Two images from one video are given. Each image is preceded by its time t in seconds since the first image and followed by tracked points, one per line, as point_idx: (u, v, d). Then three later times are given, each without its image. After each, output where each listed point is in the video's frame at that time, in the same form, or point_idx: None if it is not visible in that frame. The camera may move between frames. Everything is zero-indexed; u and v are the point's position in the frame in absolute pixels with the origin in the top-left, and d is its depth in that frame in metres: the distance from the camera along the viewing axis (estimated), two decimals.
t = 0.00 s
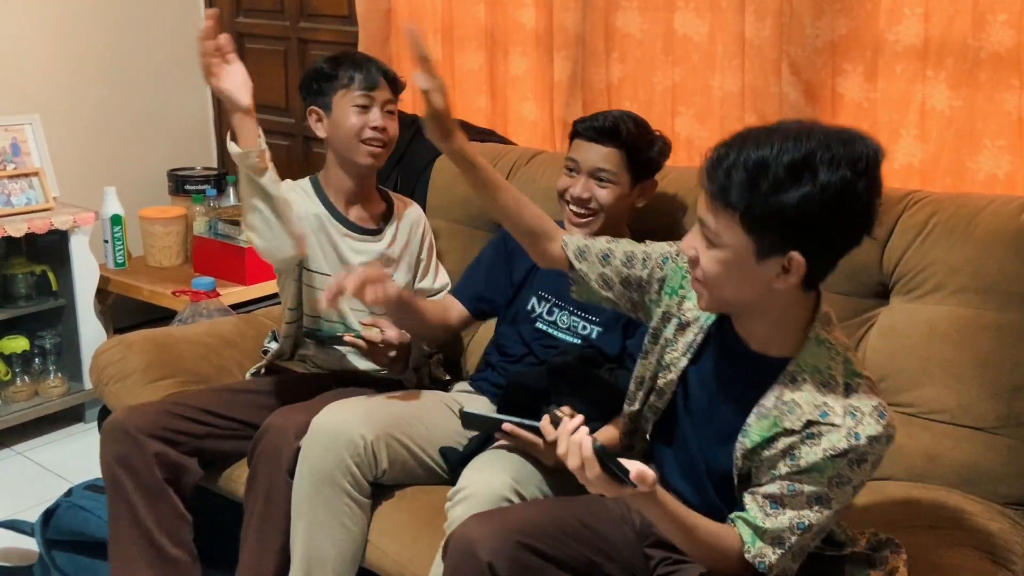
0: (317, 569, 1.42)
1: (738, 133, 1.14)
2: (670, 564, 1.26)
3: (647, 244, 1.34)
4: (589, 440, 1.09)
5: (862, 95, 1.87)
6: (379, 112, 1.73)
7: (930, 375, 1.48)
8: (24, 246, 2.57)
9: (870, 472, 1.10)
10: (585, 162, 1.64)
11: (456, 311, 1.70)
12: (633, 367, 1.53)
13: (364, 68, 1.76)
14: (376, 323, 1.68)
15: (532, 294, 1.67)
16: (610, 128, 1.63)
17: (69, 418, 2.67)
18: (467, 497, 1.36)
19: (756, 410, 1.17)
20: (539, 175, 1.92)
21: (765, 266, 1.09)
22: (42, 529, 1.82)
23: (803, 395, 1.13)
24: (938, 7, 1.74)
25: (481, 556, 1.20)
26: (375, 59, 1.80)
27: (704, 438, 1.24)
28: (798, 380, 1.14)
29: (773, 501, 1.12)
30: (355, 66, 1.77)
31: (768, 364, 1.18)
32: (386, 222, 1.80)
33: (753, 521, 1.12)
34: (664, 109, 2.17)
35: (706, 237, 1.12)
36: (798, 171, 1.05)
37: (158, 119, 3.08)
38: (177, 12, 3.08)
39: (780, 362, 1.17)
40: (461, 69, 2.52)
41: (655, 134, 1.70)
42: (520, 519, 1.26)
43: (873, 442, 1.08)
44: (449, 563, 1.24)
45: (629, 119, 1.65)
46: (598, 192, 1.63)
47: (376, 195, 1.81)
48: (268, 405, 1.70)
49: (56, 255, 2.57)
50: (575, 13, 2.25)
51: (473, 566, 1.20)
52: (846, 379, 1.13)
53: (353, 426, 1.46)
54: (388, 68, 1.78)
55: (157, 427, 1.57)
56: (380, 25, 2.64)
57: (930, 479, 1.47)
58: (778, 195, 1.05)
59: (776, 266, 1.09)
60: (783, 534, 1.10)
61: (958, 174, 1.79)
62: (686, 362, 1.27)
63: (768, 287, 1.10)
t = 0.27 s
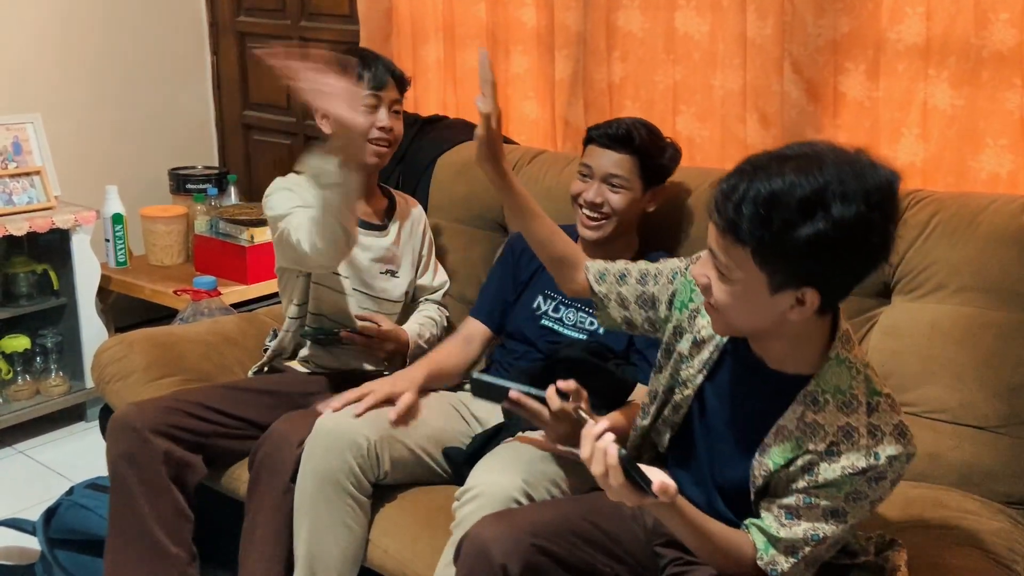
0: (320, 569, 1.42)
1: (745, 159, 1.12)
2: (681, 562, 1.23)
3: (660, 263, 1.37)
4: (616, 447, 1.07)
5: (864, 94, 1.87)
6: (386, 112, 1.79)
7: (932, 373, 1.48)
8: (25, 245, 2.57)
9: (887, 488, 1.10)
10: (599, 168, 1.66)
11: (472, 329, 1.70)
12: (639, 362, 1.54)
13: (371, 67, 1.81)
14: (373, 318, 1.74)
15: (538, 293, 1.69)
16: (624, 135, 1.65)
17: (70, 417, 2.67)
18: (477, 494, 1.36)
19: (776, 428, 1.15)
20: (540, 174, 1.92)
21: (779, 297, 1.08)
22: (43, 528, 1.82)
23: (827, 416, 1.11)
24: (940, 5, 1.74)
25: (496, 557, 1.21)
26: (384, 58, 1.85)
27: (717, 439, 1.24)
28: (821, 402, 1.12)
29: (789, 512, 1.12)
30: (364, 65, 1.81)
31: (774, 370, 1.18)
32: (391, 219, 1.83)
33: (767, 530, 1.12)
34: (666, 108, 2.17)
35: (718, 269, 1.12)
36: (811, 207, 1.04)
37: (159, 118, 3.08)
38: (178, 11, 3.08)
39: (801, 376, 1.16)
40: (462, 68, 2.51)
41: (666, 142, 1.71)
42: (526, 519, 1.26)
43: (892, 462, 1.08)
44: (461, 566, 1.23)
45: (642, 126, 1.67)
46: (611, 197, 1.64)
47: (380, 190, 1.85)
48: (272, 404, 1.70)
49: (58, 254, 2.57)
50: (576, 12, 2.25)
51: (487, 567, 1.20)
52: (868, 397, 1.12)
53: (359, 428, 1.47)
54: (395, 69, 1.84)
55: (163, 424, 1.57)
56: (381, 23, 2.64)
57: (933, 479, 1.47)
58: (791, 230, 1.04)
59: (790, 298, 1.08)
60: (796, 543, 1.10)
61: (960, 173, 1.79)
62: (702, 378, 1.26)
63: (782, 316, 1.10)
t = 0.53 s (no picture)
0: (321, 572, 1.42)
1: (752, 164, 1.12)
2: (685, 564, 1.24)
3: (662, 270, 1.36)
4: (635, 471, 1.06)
5: (866, 93, 1.87)
6: (396, 115, 1.73)
7: (934, 374, 1.48)
8: (27, 244, 2.57)
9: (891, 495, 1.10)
10: (609, 162, 1.66)
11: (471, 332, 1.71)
12: (641, 360, 1.54)
13: (384, 67, 1.75)
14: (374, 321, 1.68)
15: (540, 291, 1.70)
16: (636, 130, 1.66)
17: (71, 416, 2.67)
18: (483, 496, 1.36)
19: (778, 438, 1.15)
20: (541, 173, 1.92)
21: (781, 304, 1.09)
22: (44, 527, 1.82)
23: (828, 425, 1.11)
24: (942, 4, 1.73)
25: (503, 560, 1.21)
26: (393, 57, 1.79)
27: (722, 442, 1.24)
28: (821, 411, 1.12)
29: (794, 521, 1.12)
30: (373, 63, 1.75)
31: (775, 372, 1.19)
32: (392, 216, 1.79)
33: (773, 539, 1.11)
34: (667, 107, 2.16)
35: (721, 273, 1.11)
36: (818, 218, 1.03)
37: (161, 117, 3.08)
38: (179, 10, 3.08)
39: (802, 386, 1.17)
40: (464, 67, 2.51)
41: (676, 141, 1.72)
42: (530, 520, 1.25)
43: (895, 470, 1.09)
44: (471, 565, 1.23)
45: (652, 124, 1.68)
46: (620, 191, 1.64)
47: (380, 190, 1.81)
48: (275, 404, 1.69)
49: (59, 253, 2.57)
50: (578, 11, 2.25)
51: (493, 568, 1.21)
52: (868, 404, 1.12)
53: (359, 429, 1.46)
54: (406, 71, 1.77)
55: (176, 426, 1.57)
56: (382, 22, 2.64)
57: (935, 479, 1.47)
58: (797, 238, 1.04)
59: (791, 306, 1.09)
60: (802, 553, 1.09)
61: (962, 172, 1.79)
62: (706, 390, 1.26)
63: (780, 325, 1.11)
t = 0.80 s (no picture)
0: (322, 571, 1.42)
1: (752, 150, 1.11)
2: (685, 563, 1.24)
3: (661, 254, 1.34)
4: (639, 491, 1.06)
5: (868, 92, 1.86)
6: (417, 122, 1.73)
7: (936, 373, 1.48)
8: (28, 244, 2.57)
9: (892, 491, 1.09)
10: (612, 155, 1.66)
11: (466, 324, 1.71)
12: (641, 358, 1.56)
13: (404, 73, 1.73)
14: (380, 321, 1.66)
15: (540, 290, 1.70)
16: (639, 123, 1.66)
17: (73, 415, 2.67)
18: (484, 495, 1.36)
19: (776, 431, 1.16)
20: (543, 172, 1.92)
21: (776, 294, 1.09)
22: (46, 527, 1.82)
23: (825, 418, 1.11)
24: (944, 3, 1.73)
25: (498, 560, 1.21)
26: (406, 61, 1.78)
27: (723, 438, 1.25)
28: (818, 404, 1.12)
29: (794, 518, 1.11)
30: (393, 69, 1.73)
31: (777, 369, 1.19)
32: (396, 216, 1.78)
33: (772, 536, 1.11)
34: (669, 106, 2.16)
35: (716, 261, 1.12)
36: (812, 203, 1.03)
37: (162, 117, 3.08)
38: (180, 10, 3.08)
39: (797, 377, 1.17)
40: (465, 66, 2.51)
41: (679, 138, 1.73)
42: (529, 519, 1.25)
43: (893, 464, 1.07)
44: (467, 563, 1.24)
45: (658, 120, 1.69)
46: (622, 184, 1.64)
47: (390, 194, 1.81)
48: (275, 403, 1.69)
49: (61, 253, 2.57)
50: (580, 10, 2.25)
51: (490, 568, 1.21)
52: (866, 397, 1.11)
53: (359, 428, 1.46)
54: (424, 78, 1.76)
55: (181, 427, 1.57)
56: (384, 22, 2.64)
57: (937, 478, 1.46)
58: (790, 223, 1.04)
59: (786, 295, 1.09)
60: (802, 551, 1.09)
61: (964, 171, 1.78)
62: (708, 384, 1.26)
63: (778, 313, 1.11)
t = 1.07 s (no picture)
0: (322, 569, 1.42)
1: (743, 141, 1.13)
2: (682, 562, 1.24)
3: (648, 262, 1.36)
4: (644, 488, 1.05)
5: (869, 91, 1.86)
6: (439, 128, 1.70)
7: (937, 373, 1.47)
8: (28, 243, 2.57)
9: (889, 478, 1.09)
10: (600, 160, 1.67)
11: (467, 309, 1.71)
12: (642, 359, 1.55)
13: (427, 77, 1.69)
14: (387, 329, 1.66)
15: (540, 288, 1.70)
16: (625, 126, 1.66)
17: (73, 414, 2.67)
18: (473, 495, 1.36)
19: (773, 422, 1.15)
20: (542, 172, 1.92)
21: (774, 277, 1.09)
22: (48, 525, 1.81)
23: (822, 407, 1.12)
24: (946, 2, 1.73)
25: (486, 558, 1.20)
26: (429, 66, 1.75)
27: (719, 435, 1.24)
28: (815, 392, 1.13)
29: (792, 510, 1.11)
30: (417, 72, 1.70)
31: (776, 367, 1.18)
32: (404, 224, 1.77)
33: (771, 530, 1.11)
34: (670, 105, 2.16)
35: (714, 247, 1.12)
36: (809, 183, 1.05)
37: (163, 116, 3.08)
38: (181, 9, 3.07)
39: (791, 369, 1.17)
40: (466, 65, 2.51)
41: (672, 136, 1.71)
42: (521, 517, 1.25)
43: (892, 450, 1.07)
44: (453, 562, 1.23)
45: (643, 121, 1.67)
46: (612, 189, 1.64)
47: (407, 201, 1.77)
48: (275, 401, 1.69)
49: (62, 252, 2.57)
50: (581, 9, 2.24)
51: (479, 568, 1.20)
52: (862, 385, 1.12)
53: (358, 426, 1.46)
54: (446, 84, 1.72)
55: (179, 428, 1.57)
56: (385, 21, 2.64)
57: (938, 478, 1.46)
58: (787, 205, 1.05)
59: (785, 277, 1.09)
60: (801, 543, 1.09)
61: (966, 170, 1.78)
62: (703, 380, 1.25)
63: (777, 298, 1.11)
